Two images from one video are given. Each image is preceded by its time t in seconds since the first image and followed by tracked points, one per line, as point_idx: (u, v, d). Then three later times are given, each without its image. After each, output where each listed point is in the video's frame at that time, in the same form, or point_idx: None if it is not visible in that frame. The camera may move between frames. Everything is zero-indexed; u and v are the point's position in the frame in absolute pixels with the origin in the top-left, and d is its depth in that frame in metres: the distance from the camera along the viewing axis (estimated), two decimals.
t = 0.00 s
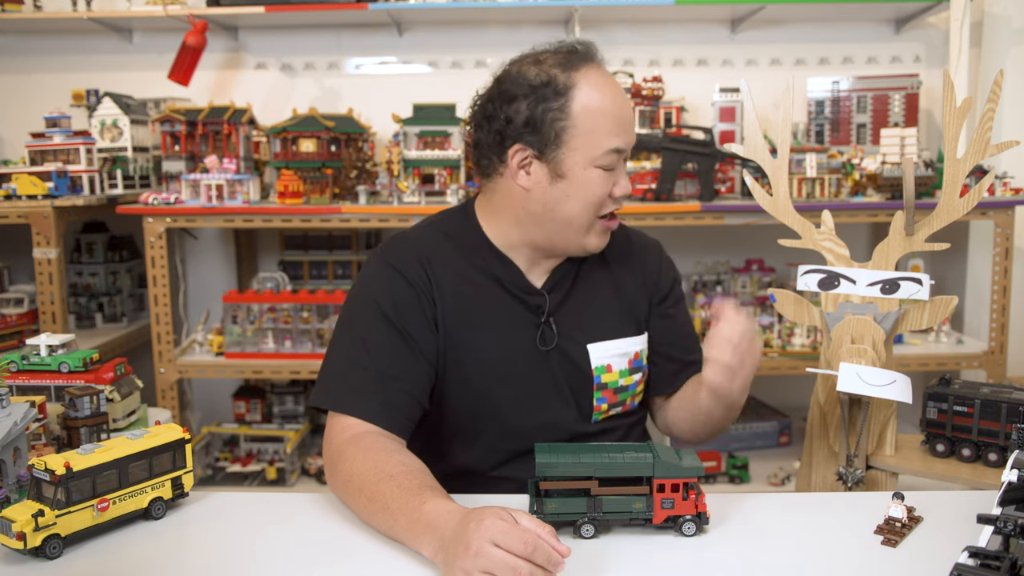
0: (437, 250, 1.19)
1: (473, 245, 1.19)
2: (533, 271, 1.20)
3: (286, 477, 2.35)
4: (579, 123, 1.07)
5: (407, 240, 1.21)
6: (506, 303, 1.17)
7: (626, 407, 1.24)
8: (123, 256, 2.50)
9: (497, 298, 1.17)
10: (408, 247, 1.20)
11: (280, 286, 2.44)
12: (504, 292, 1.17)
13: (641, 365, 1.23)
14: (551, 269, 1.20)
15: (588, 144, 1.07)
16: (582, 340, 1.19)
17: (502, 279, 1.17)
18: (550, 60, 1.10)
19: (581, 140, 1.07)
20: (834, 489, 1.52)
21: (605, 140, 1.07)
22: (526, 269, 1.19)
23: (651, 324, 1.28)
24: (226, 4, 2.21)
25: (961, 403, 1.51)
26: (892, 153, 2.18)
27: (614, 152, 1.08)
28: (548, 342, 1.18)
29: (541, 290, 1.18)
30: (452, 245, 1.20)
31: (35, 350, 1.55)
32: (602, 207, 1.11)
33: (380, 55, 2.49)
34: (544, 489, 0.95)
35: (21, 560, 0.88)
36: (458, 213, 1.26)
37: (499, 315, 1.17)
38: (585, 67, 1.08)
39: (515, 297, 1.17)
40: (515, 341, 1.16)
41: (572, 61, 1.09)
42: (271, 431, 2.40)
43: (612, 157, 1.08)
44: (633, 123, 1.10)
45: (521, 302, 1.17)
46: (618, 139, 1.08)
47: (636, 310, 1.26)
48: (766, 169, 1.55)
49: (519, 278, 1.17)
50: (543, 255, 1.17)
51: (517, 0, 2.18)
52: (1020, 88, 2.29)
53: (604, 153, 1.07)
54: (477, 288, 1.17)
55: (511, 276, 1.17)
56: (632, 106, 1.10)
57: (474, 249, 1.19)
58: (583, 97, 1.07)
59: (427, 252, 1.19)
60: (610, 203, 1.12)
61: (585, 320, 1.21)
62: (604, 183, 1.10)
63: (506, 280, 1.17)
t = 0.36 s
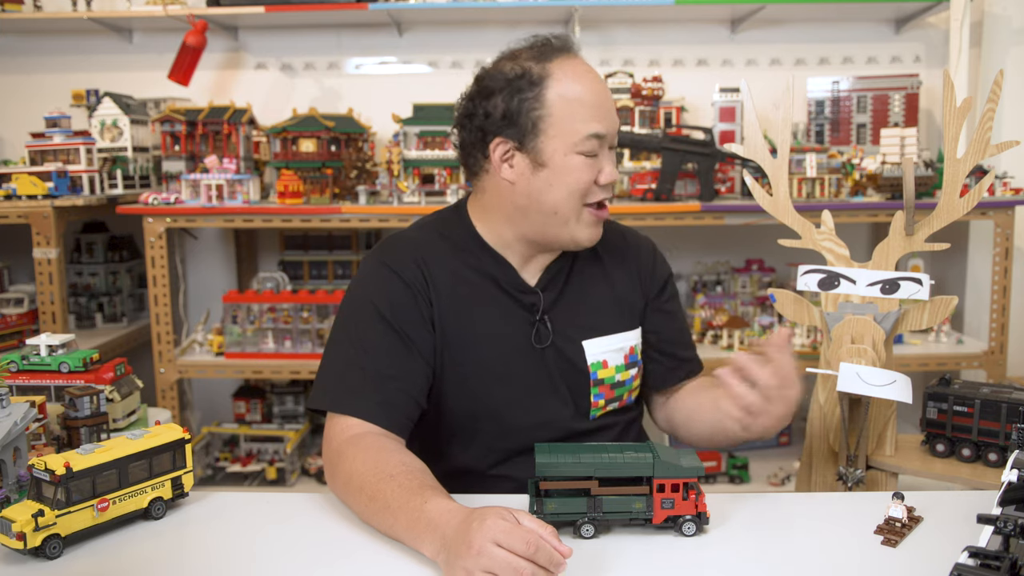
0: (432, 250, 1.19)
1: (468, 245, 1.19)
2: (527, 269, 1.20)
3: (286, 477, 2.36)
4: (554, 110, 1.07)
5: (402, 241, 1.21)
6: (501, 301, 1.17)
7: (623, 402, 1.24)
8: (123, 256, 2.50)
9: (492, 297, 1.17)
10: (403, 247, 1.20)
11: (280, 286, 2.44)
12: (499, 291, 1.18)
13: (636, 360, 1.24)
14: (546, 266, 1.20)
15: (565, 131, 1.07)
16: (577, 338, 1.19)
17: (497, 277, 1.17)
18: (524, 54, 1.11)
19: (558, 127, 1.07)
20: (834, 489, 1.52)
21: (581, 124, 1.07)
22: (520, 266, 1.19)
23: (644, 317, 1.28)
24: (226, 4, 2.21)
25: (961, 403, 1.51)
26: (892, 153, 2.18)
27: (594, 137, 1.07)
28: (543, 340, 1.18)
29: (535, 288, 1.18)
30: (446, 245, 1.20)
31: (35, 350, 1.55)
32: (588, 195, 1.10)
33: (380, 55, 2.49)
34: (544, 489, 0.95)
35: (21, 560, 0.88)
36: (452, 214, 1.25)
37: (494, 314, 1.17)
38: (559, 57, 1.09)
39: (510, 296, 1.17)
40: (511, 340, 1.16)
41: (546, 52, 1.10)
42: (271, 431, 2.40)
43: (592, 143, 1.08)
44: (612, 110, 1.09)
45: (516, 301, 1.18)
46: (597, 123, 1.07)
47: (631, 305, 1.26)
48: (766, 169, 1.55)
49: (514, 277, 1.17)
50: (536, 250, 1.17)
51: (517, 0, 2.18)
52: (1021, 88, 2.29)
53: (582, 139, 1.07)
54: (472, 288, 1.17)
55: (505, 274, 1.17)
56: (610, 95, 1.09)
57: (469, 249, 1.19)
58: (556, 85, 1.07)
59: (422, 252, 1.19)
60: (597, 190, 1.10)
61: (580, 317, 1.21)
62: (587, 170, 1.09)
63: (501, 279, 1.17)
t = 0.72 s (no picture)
0: (430, 252, 1.20)
1: (465, 246, 1.20)
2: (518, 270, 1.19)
3: (286, 477, 2.36)
4: (475, 103, 1.09)
5: (400, 243, 1.21)
6: (497, 303, 1.17)
7: (620, 407, 1.22)
8: (123, 256, 2.50)
9: (488, 298, 1.17)
10: (402, 249, 1.20)
11: (280, 286, 2.44)
12: (496, 292, 1.17)
13: (633, 365, 1.22)
14: (537, 269, 1.19)
15: (481, 121, 1.08)
16: (568, 343, 1.18)
17: (493, 278, 1.17)
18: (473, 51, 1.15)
19: (477, 118, 1.08)
20: (834, 489, 1.52)
21: (494, 112, 1.06)
22: (507, 266, 1.18)
23: (632, 314, 1.25)
24: (226, 4, 2.21)
25: (961, 403, 1.51)
26: (892, 153, 2.18)
27: (508, 124, 1.05)
28: (535, 344, 1.17)
29: (526, 292, 1.17)
30: (444, 247, 1.21)
31: (35, 350, 1.55)
32: (515, 186, 1.06)
33: (380, 55, 2.49)
34: (544, 489, 0.95)
35: (21, 560, 0.88)
36: (451, 217, 1.26)
37: (489, 316, 1.17)
38: (497, 52, 1.10)
39: (506, 297, 1.17)
40: (506, 342, 1.16)
41: (489, 49, 1.12)
42: (271, 431, 2.40)
43: (509, 130, 1.05)
44: (537, 96, 1.05)
45: (510, 303, 1.17)
46: (507, 110, 1.05)
47: (622, 309, 1.24)
48: (766, 169, 1.55)
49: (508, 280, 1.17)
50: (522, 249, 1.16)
51: (517, 0, 2.18)
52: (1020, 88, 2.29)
53: (492, 128, 1.06)
54: (468, 289, 1.17)
55: (500, 276, 1.17)
56: (536, 81, 1.05)
57: (467, 251, 1.19)
58: (479, 78, 1.09)
59: (420, 254, 1.19)
60: (522, 180, 1.05)
61: (571, 321, 1.20)
62: (507, 159, 1.06)
63: (497, 280, 1.17)
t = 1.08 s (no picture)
0: (437, 253, 1.20)
1: (472, 248, 1.20)
2: (525, 271, 1.18)
3: (286, 477, 2.36)
4: (467, 94, 1.10)
5: (408, 243, 1.22)
6: (502, 306, 1.17)
7: (623, 415, 1.20)
8: (123, 256, 2.50)
9: (493, 301, 1.17)
10: (410, 249, 1.21)
11: (280, 286, 2.44)
12: (501, 295, 1.18)
13: (638, 374, 1.20)
14: (544, 271, 1.19)
15: (471, 110, 1.09)
16: (571, 349, 1.17)
17: (500, 281, 1.17)
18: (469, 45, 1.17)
19: (469, 108, 1.09)
20: (834, 489, 1.53)
21: (484, 100, 1.07)
22: (515, 266, 1.18)
23: (639, 320, 1.22)
24: (226, 4, 2.21)
25: (961, 403, 1.51)
26: (892, 153, 2.18)
27: (498, 111, 1.06)
28: (538, 348, 1.17)
29: (532, 295, 1.17)
30: (451, 249, 1.21)
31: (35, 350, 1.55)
32: (506, 172, 1.06)
33: (380, 55, 2.49)
34: (544, 489, 0.94)
35: (22, 560, 0.88)
36: (460, 217, 1.26)
37: (494, 319, 1.17)
38: (490, 43, 1.12)
39: (511, 300, 1.17)
40: (509, 345, 1.16)
41: (482, 41, 1.13)
42: (271, 431, 2.40)
43: (498, 117, 1.06)
44: (526, 81, 1.06)
45: (515, 306, 1.17)
46: (496, 97, 1.06)
47: (629, 316, 1.22)
48: (766, 169, 1.55)
49: (514, 282, 1.17)
50: (525, 246, 1.16)
51: (517, 1, 2.18)
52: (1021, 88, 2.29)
53: (481, 114, 1.07)
54: (474, 291, 1.17)
55: (506, 279, 1.17)
56: (525, 67, 1.06)
57: (473, 253, 1.19)
58: (472, 69, 1.11)
59: (427, 255, 1.20)
60: (513, 166, 1.05)
61: (575, 326, 1.19)
62: (498, 144, 1.06)
63: (504, 283, 1.17)
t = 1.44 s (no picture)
0: (449, 250, 1.19)
1: (487, 248, 1.19)
2: (542, 266, 1.18)
3: (286, 477, 2.36)
4: (492, 85, 1.11)
5: (420, 241, 1.22)
6: (515, 302, 1.17)
7: (636, 411, 1.19)
8: (123, 256, 2.50)
9: (506, 297, 1.17)
10: (421, 247, 1.20)
11: (280, 286, 2.44)
12: (517, 294, 1.17)
13: (652, 370, 1.19)
14: (561, 265, 1.18)
15: (498, 99, 1.09)
16: (587, 343, 1.17)
17: (516, 280, 1.17)
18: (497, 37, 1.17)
19: (495, 99, 1.09)
20: (834, 489, 1.53)
21: (510, 90, 1.07)
22: (532, 260, 1.18)
23: (655, 317, 1.22)
24: (226, 4, 2.21)
25: (961, 403, 1.51)
26: (892, 153, 2.18)
27: (524, 101, 1.06)
28: (553, 343, 1.16)
29: (548, 290, 1.17)
30: (462, 245, 1.20)
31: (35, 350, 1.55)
32: (528, 162, 1.05)
33: (380, 55, 2.49)
34: (544, 489, 0.94)
35: (22, 560, 0.87)
36: (472, 214, 1.26)
37: (506, 316, 1.16)
38: (518, 36, 1.12)
39: (525, 297, 1.17)
40: (522, 341, 1.16)
41: (510, 33, 1.14)
42: (271, 431, 2.39)
43: (524, 107, 1.07)
44: (553, 73, 1.06)
45: (529, 302, 1.17)
46: (523, 88, 1.06)
47: (644, 311, 1.22)
48: (766, 169, 1.55)
49: (530, 277, 1.16)
50: (543, 240, 1.16)
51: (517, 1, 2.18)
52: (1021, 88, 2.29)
53: (508, 104, 1.07)
54: (486, 288, 1.17)
55: (520, 274, 1.16)
56: (553, 60, 1.07)
57: (484, 251, 1.19)
58: (499, 60, 1.11)
59: (439, 252, 1.19)
60: (536, 157, 1.04)
61: (591, 321, 1.18)
62: (523, 134, 1.06)
63: (520, 281, 1.17)
